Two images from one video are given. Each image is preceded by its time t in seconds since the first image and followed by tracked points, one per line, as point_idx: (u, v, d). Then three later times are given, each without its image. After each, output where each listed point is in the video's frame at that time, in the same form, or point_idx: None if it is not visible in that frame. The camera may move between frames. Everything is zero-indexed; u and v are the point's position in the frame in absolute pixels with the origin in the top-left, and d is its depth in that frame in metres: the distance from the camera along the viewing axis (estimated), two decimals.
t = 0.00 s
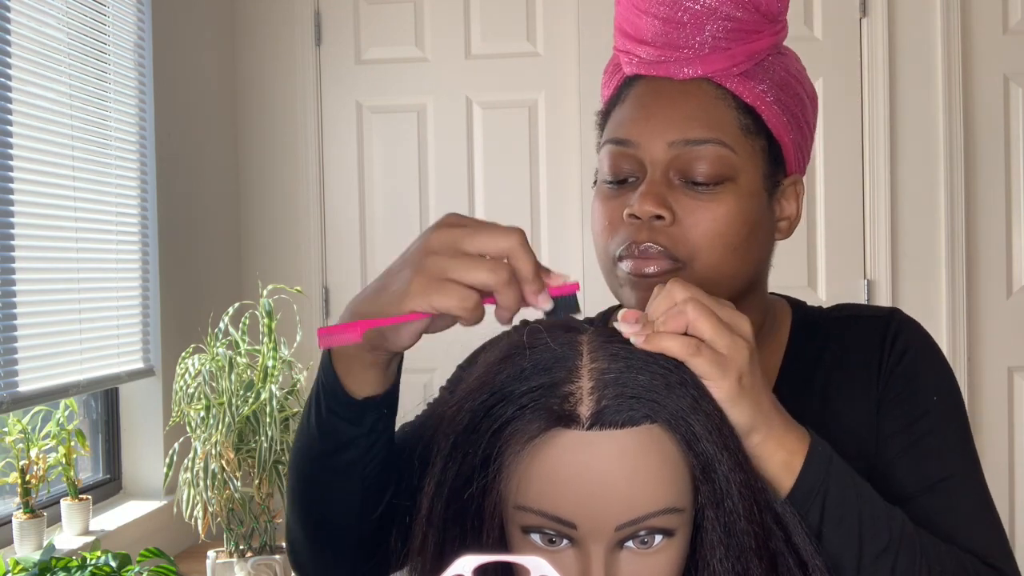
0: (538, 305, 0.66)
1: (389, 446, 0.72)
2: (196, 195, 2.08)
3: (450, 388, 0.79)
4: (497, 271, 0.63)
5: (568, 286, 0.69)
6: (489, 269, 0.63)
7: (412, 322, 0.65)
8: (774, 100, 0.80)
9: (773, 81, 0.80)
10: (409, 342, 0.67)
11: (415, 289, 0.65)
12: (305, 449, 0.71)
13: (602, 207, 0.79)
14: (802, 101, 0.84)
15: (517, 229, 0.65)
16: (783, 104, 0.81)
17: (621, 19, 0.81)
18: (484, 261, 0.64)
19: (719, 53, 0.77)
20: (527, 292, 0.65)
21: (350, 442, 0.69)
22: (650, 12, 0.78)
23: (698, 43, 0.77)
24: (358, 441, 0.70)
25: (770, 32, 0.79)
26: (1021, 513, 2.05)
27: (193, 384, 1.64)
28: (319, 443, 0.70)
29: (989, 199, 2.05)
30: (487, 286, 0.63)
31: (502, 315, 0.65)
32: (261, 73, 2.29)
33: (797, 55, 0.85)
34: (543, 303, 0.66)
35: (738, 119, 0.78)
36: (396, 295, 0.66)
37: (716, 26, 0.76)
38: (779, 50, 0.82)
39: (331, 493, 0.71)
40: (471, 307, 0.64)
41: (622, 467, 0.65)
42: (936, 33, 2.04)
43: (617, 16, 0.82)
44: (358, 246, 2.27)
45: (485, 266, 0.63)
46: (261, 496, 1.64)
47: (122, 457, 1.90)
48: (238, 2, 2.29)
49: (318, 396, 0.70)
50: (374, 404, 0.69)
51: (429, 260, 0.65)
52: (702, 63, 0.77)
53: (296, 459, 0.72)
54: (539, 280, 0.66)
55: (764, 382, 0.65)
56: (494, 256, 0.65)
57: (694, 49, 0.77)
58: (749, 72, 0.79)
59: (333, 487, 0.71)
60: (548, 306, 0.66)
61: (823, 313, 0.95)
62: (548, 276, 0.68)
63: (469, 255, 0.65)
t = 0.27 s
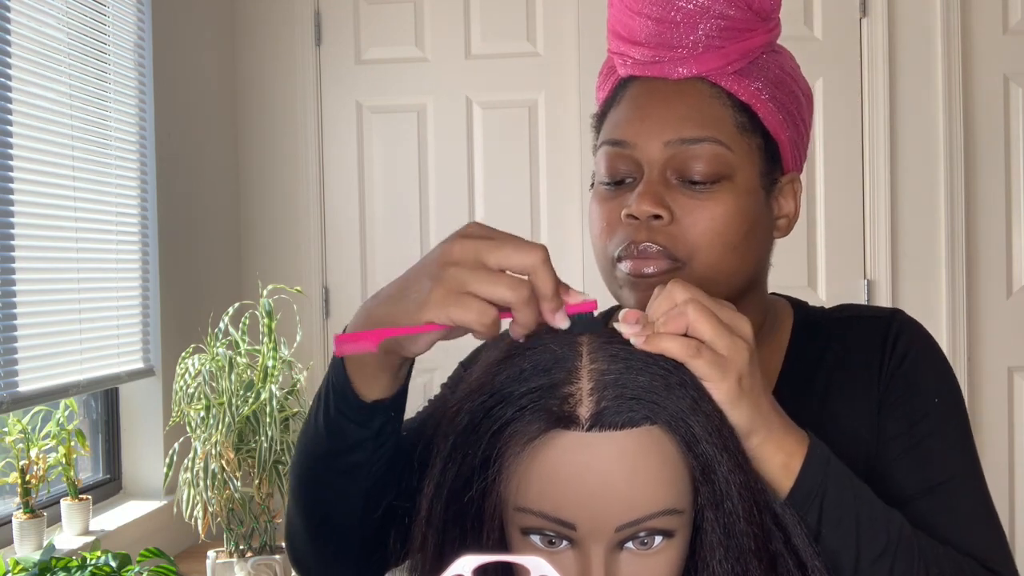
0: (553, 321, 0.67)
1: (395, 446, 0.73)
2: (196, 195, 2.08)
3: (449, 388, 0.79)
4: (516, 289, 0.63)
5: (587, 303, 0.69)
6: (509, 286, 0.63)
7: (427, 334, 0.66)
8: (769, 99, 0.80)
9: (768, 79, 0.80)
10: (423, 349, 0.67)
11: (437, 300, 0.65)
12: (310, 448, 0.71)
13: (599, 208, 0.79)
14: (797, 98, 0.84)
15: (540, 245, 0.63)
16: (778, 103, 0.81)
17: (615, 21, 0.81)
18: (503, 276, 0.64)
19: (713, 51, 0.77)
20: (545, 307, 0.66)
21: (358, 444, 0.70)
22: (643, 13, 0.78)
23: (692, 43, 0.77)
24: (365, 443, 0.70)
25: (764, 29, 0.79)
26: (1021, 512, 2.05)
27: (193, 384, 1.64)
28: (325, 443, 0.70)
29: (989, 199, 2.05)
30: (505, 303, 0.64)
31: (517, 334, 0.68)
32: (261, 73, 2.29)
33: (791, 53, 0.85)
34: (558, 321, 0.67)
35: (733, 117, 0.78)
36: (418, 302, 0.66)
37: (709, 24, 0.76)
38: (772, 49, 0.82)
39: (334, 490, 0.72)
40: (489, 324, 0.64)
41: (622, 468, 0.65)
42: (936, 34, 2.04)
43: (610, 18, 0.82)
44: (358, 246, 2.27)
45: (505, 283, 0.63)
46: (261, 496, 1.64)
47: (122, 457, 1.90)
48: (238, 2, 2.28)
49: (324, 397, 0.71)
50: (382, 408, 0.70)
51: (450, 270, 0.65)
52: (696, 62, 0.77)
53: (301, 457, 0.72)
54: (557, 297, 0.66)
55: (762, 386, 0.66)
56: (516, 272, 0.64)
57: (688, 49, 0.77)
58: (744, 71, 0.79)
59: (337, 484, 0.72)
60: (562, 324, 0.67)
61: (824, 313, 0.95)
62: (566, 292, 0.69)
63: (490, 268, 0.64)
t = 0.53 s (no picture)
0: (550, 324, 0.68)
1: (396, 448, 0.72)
2: (196, 195, 2.08)
3: (450, 388, 0.79)
4: (511, 294, 0.64)
5: (585, 306, 0.69)
6: (503, 291, 0.64)
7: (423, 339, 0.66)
8: (771, 98, 0.80)
9: (770, 79, 0.80)
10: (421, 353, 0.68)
11: (432, 305, 0.65)
12: (312, 449, 0.71)
13: (601, 208, 0.79)
14: (799, 98, 0.84)
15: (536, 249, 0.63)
16: (780, 102, 0.81)
17: (616, 20, 0.81)
18: (499, 279, 0.64)
19: (715, 51, 0.77)
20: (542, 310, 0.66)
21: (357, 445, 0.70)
22: (645, 12, 0.78)
23: (694, 42, 0.77)
24: (366, 445, 0.70)
25: (766, 30, 0.79)
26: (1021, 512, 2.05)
27: (193, 384, 1.64)
28: (326, 445, 0.70)
29: (989, 199, 2.05)
30: (500, 307, 0.64)
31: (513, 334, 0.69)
32: (262, 73, 2.29)
33: (793, 53, 0.85)
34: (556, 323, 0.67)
35: (735, 117, 0.78)
36: (413, 307, 0.66)
37: (711, 24, 0.76)
38: (774, 49, 0.82)
39: (335, 491, 0.72)
40: (485, 329, 0.64)
41: (622, 468, 0.65)
42: (936, 34, 2.04)
43: (611, 18, 0.82)
44: (358, 246, 2.27)
45: (500, 289, 0.64)
46: (261, 496, 1.64)
47: (122, 457, 1.90)
48: (238, 2, 2.28)
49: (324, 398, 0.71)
50: (383, 411, 0.70)
51: (445, 274, 0.65)
52: (698, 62, 0.77)
53: (303, 458, 0.72)
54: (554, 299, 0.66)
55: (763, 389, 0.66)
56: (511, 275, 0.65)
57: (690, 48, 0.77)
58: (746, 70, 0.79)
59: (338, 486, 0.72)
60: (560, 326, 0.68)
61: (826, 314, 0.95)
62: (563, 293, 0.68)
63: (485, 271, 0.64)
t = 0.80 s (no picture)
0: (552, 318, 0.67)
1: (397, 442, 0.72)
2: (196, 195, 2.08)
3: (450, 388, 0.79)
4: (515, 286, 0.63)
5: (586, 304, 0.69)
6: (508, 282, 0.63)
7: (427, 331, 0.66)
8: (772, 99, 0.80)
9: (772, 80, 0.80)
10: (425, 344, 0.67)
11: (436, 296, 0.65)
12: (317, 439, 0.71)
13: (601, 209, 0.79)
14: (800, 100, 0.84)
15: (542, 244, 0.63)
16: (781, 104, 0.81)
17: (617, 20, 0.81)
18: (504, 273, 0.64)
19: (716, 52, 0.77)
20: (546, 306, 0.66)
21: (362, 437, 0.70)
22: (646, 13, 0.78)
23: (695, 43, 0.77)
24: (369, 436, 0.70)
25: (767, 30, 0.79)
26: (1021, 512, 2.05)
27: (193, 384, 1.64)
28: (330, 435, 0.70)
29: (989, 199, 2.05)
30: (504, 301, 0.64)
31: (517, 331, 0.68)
32: (262, 74, 2.29)
33: (795, 54, 0.85)
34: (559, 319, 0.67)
35: (736, 119, 0.78)
36: (417, 298, 0.66)
37: (712, 25, 0.76)
38: (776, 50, 0.82)
39: (337, 481, 0.72)
40: (488, 320, 0.63)
41: (623, 467, 0.65)
42: (936, 34, 2.04)
43: (613, 18, 0.82)
44: (358, 246, 2.27)
45: (504, 280, 0.63)
46: (261, 496, 1.64)
47: (122, 457, 1.90)
48: (238, 2, 2.29)
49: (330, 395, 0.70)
50: (387, 402, 0.69)
51: (451, 266, 0.65)
52: (700, 63, 0.77)
53: (307, 447, 0.72)
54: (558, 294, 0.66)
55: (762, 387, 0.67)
56: (516, 268, 0.64)
57: (691, 49, 0.77)
58: (747, 72, 0.79)
59: (340, 477, 0.72)
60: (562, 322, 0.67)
61: (826, 314, 0.95)
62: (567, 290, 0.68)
63: (491, 264, 0.64)
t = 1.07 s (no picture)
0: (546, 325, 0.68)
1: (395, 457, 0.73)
2: (196, 195, 2.08)
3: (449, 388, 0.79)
4: (507, 300, 0.63)
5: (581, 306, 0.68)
6: (498, 297, 0.63)
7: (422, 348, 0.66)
8: (774, 99, 0.80)
9: (773, 80, 0.80)
10: (423, 362, 0.68)
11: (429, 314, 0.65)
12: (317, 453, 0.72)
13: (602, 209, 0.79)
14: (802, 99, 0.84)
15: (529, 253, 0.63)
16: (782, 104, 0.81)
17: (618, 20, 0.81)
18: (494, 286, 0.64)
19: (718, 52, 0.77)
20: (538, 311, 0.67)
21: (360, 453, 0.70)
22: (648, 12, 0.78)
23: (696, 43, 0.77)
24: (366, 451, 0.70)
25: (769, 30, 0.79)
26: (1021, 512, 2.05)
27: (193, 384, 1.64)
28: (328, 449, 0.71)
29: (989, 199, 2.05)
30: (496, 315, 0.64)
31: (507, 338, 0.68)
32: (262, 73, 2.29)
33: (796, 53, 0.84)
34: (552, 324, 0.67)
35: (737, 118, 0.78)
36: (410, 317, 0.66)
37: (714, 25, 0.76)
38: (778, 50, 0.82)
39: (336, 496, 0.72)
40: (482, 337, 0.64)
41: (622, 468, 0.65)
42: (936, 34, 2.04)
43: (615, 17, 0.82)
44: (358, 246, 2.27)
45: (494, 294, 0.63)
46: (261, 496, 1.64)
47: (122, 457, 1.90)
48: (238, 2, 2.29)
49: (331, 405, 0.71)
50: (382, 420, 0.70)
51: (441, 283, 0.65)
52: (701, 62, 0.77)
53: (307, 461, 0.72)
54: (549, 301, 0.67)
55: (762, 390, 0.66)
56: (506, 280, 0.64)
57: (693, 49, 0.77)
58: (748, 71, 0.79)
59: (339, 491, 0.72)
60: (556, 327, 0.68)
61: (827, 315, 0.95)
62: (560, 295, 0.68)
63: (481, 278, 0.64)
